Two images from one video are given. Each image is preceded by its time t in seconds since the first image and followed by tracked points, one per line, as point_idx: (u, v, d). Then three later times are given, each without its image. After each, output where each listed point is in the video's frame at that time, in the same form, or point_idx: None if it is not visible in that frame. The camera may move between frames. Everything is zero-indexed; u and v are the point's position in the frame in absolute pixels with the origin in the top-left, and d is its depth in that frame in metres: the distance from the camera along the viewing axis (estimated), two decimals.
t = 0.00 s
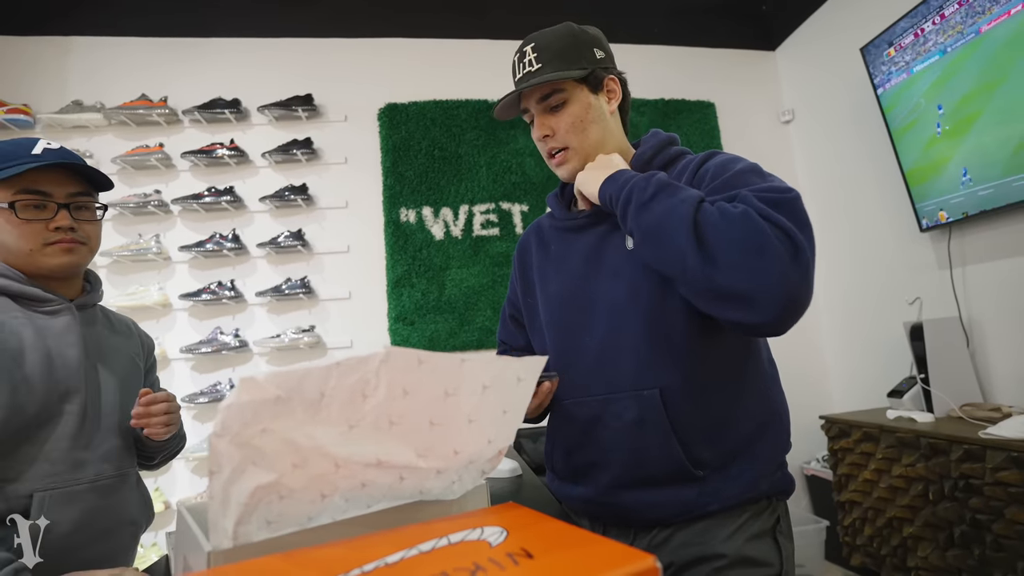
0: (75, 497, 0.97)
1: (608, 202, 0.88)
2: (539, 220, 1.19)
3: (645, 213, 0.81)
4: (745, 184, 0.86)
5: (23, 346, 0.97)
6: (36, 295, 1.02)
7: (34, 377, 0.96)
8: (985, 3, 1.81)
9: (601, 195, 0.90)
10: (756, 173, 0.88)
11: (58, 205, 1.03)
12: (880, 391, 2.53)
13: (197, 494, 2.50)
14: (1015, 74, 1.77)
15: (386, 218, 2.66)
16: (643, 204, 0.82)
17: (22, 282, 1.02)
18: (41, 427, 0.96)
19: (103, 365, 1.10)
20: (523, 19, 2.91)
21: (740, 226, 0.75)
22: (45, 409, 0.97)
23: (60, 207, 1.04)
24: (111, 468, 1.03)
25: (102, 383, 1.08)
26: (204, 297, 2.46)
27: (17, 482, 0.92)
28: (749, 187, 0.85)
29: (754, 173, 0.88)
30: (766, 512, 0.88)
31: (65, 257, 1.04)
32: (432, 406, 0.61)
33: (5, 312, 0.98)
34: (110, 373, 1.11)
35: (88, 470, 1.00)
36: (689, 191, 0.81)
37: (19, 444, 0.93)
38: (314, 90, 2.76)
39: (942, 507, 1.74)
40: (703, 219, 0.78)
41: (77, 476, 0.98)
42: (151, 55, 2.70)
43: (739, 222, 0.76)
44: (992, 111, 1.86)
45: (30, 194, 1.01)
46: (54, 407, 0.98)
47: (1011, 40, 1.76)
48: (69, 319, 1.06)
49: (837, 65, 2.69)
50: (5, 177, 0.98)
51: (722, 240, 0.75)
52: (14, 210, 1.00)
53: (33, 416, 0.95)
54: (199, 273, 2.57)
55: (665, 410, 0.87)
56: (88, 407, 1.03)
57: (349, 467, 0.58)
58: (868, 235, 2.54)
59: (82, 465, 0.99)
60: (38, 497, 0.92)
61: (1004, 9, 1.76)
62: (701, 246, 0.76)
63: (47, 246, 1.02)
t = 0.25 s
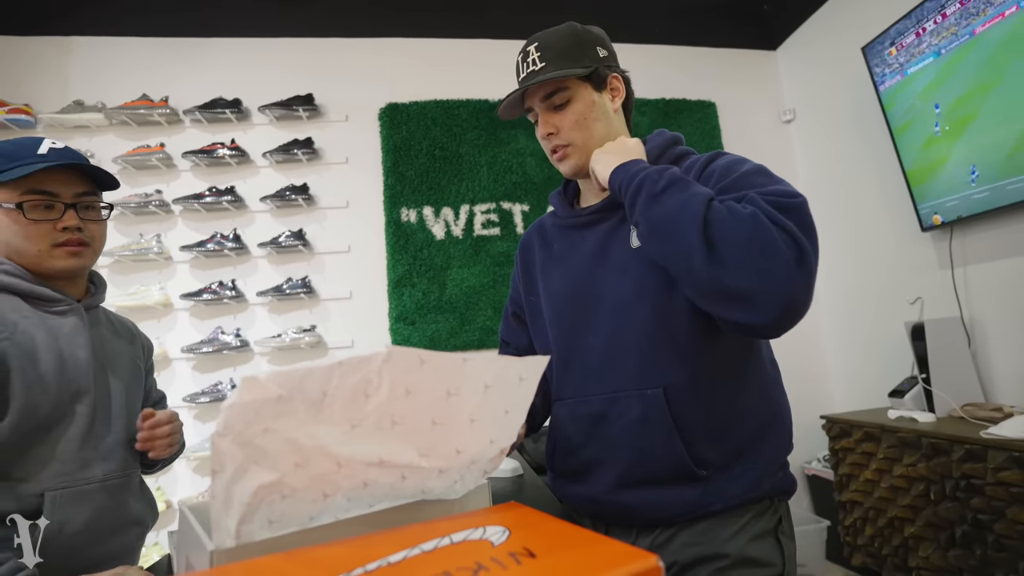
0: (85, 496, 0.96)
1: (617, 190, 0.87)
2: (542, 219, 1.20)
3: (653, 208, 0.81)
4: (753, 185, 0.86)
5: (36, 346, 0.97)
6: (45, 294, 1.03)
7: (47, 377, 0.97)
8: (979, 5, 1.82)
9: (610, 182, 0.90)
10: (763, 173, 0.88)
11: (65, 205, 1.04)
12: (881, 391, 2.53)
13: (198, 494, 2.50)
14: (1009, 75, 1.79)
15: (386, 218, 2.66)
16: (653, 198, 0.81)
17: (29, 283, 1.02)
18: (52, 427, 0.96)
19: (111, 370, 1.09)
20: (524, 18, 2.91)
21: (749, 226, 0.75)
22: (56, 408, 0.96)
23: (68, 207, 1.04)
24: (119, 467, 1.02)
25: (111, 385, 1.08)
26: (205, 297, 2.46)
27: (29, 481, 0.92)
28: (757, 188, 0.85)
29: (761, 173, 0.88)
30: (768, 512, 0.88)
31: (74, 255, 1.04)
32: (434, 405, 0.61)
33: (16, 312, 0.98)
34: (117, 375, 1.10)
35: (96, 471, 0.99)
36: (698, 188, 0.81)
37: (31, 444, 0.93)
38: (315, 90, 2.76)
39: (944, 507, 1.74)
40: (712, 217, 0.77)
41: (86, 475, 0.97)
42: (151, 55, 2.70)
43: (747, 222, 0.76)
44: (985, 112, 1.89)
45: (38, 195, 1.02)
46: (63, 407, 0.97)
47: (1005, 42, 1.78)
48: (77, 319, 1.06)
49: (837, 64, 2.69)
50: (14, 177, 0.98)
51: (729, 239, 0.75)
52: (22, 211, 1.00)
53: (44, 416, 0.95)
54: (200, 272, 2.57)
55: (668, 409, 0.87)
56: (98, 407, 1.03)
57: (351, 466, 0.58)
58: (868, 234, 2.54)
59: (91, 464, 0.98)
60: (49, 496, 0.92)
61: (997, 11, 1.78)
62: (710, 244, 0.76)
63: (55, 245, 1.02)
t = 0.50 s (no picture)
0: (80, 499, 0.94)
1: (628, 182, 0.88)
2: (550, 218, 1.20)
3: (662, 204, 0.81)
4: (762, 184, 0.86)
5: (30, 341, 0.95)
6: (42, 289, 1.01)
7: (40, 374, 0.94)
8: (979, 8, 1.86)
9: (622, 176, 0.90)
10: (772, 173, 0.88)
11: (75, 201, 1.02)
12: (887, 392, 2.51)
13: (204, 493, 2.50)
14: (1009, 78, 1.82)
15: (392, 218, 2.66)
16: (662, 193, 0.81)
17: (28, 278, 1.00)
18: (46, 426, 0.94)
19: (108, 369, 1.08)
20: (529, 19, 2.91)
21: (758, 223, 0.75)
22: (51, 407, 0.94)
23: (76, 203, 1.03)
24: (115, 469, 1.01)
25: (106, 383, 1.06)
26: (211, 297, 2.47)
27: (22, 483, 0.90)
28: (766, 188, 0.84)
29: (771, 173, 0.87)
30: (778, 514, 0.87)
31: (79, 253, 1.03)
32: (443, 406, 0.61)
33: (8, 305, 0.96)
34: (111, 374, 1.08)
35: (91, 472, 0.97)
36: (708, 184, 0.81)
37: (24, 444, 0.91)
38: (320, 90, 2.77)
39: (952, 510, 1.73)
40: (721, 214, 0.77)
41: (81, 477, 0.95)
42: (159, 56, 2.71)
43: (756, 219, 0.75)
44: (984, 116, 1.92)
45: (47, 189, 1.00)
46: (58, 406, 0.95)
47: (1004, 45, 1.82)
48: (75, 314, 1.05)
49: (842, 64, 2.68)
50: (25, 172, 0.97)
51: (739, 236, 0.75)
52: (31, 205, 0.98)
53: (39, 414, 0.92)
54: (206, 272, 2.58)
55: (676, 409, 0.87)
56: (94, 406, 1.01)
57: (360, 466, 0.57)
58: (873, 235, 2.53)
59: (86, 466, 0.96)
60: (41, 499, 0.90)
61: (997, 14, 1.82)
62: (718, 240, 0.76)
63: (62, 243, 1.01)
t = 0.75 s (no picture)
0: (60, 508, 0.91)
1: (633, 176, 0.89)
2: (554, 218, 1.20)
3: (665, 199, 0.81)
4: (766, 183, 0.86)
5: None
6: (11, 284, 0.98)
7: (11, 374, 0.92)
8: (973, 13, 1.87)
9: (627, 170, 0.91)
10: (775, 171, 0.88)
11: (54, 193, 1.00)
12: (889, 393, 2.51)
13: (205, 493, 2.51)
14: (1002, 83, 1.83)
15: (393, 219, 2.66)
16: (665, 188, 0.82)
17: None
18: (20, 430, 0.91)
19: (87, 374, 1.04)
20: (530, 19, 2.91)
21: (761, 219, 0.75)
22: (25, 408, 0.92)
23: (57, 195, 1.00)
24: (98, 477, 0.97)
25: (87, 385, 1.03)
26: (212, 297, 2.48)
27: None
28: (769, 187, 0.84)
29: (775, 171, 0.87)
30: (779, 515, 0.87)
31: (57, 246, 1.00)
32: (444, 406, 0.61)
33: None
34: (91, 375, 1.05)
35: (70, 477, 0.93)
36: (712, 179, 0.81)
37: None
38: (322, 91, 2.77)
39: (952, 511, 1.73)
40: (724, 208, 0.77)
41: (60, 485, 0.92)
42: (160, 56, 2.72)
43: (759, 214, 0.76)
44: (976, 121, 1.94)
45: (27, 179, 0.98)
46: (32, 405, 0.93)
47: (996, 49, 1.83)
48: (49, 309, 1.02)
49: (844, 65, 2.68)
50: (6, 160, 0.94)
51: (742, 231, 0.75)
52: (8, 196, 0.96)
53: (12, 416, 0.90)
54: (207, 272, 2.58)
55: (678, 409, 0.87)
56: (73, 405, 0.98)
57: (361, 466, 0.58)
58: (875, 236, 2.53)
59: (65, 473, 0.93)
60: (15, 509, 0.86)
61: (988, 19, 1.84)
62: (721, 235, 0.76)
63: (39, 234, 0.98)
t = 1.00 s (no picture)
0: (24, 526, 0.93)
1: (642, 170, 0.88)
2: (554, 218, 1.20)
3: (679, 193, 0.81)
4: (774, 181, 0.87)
5: None
6: None
7: None
8: (962, 19, 1.92)
9: (633, 165, 0.91)
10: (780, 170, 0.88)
11: (14, 188, 0.99)
12: (886, 393, 2.52)
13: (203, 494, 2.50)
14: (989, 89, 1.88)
15: (391, 219, 2.66)
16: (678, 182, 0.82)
17: None
18: None
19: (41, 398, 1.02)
20: (530, 19, 2.91)
21: (776, 215, 0.75)
22: None
23: (16, 190, 0.99)
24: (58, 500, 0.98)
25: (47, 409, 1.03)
26: (211, 297, 2.47)
27: None
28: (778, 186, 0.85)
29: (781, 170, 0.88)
30: (779, 514, 0.88)
31: (18, 244, 0.99)
32: (442, 405, 0.61)
33: None
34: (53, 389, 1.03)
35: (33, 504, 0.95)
36: (725, 175, 0.81)
37: None
38: (320, 90, 2.77)
39: (949, 509, 1.73)
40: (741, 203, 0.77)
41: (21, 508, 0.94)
42: (158, 55, 2.71)
43: (774, 210, 0.76)
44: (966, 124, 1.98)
45: None
46: None
47: (985, 54, 1.88)
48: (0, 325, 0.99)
49: (842, 65, 2.69)
50: None
51: (757, 226, 0.75)
52: None
53: None
54: (205, 272, 2.58)
55: (679, 409, 0.87)
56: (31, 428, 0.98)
57: (358, 466, 0.57)
58: (873, 236, 2.54)
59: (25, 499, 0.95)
60: None
61: (977, 24, 1.88)
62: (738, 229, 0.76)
63: None
